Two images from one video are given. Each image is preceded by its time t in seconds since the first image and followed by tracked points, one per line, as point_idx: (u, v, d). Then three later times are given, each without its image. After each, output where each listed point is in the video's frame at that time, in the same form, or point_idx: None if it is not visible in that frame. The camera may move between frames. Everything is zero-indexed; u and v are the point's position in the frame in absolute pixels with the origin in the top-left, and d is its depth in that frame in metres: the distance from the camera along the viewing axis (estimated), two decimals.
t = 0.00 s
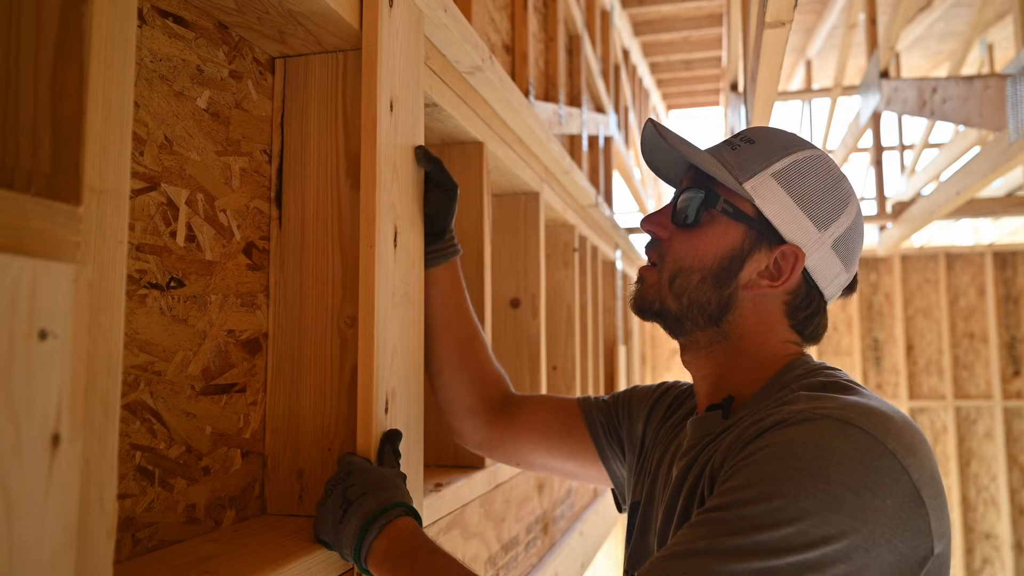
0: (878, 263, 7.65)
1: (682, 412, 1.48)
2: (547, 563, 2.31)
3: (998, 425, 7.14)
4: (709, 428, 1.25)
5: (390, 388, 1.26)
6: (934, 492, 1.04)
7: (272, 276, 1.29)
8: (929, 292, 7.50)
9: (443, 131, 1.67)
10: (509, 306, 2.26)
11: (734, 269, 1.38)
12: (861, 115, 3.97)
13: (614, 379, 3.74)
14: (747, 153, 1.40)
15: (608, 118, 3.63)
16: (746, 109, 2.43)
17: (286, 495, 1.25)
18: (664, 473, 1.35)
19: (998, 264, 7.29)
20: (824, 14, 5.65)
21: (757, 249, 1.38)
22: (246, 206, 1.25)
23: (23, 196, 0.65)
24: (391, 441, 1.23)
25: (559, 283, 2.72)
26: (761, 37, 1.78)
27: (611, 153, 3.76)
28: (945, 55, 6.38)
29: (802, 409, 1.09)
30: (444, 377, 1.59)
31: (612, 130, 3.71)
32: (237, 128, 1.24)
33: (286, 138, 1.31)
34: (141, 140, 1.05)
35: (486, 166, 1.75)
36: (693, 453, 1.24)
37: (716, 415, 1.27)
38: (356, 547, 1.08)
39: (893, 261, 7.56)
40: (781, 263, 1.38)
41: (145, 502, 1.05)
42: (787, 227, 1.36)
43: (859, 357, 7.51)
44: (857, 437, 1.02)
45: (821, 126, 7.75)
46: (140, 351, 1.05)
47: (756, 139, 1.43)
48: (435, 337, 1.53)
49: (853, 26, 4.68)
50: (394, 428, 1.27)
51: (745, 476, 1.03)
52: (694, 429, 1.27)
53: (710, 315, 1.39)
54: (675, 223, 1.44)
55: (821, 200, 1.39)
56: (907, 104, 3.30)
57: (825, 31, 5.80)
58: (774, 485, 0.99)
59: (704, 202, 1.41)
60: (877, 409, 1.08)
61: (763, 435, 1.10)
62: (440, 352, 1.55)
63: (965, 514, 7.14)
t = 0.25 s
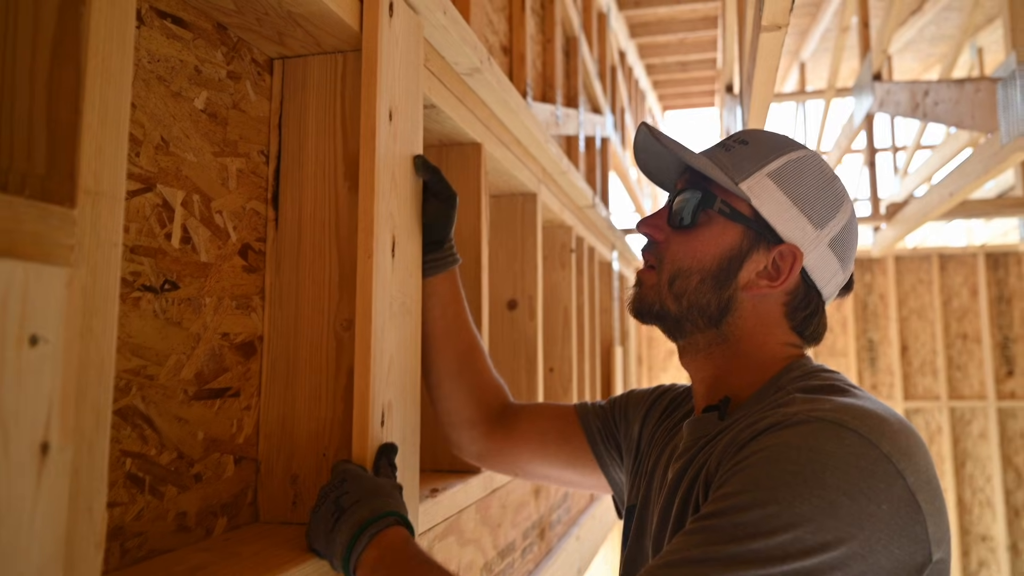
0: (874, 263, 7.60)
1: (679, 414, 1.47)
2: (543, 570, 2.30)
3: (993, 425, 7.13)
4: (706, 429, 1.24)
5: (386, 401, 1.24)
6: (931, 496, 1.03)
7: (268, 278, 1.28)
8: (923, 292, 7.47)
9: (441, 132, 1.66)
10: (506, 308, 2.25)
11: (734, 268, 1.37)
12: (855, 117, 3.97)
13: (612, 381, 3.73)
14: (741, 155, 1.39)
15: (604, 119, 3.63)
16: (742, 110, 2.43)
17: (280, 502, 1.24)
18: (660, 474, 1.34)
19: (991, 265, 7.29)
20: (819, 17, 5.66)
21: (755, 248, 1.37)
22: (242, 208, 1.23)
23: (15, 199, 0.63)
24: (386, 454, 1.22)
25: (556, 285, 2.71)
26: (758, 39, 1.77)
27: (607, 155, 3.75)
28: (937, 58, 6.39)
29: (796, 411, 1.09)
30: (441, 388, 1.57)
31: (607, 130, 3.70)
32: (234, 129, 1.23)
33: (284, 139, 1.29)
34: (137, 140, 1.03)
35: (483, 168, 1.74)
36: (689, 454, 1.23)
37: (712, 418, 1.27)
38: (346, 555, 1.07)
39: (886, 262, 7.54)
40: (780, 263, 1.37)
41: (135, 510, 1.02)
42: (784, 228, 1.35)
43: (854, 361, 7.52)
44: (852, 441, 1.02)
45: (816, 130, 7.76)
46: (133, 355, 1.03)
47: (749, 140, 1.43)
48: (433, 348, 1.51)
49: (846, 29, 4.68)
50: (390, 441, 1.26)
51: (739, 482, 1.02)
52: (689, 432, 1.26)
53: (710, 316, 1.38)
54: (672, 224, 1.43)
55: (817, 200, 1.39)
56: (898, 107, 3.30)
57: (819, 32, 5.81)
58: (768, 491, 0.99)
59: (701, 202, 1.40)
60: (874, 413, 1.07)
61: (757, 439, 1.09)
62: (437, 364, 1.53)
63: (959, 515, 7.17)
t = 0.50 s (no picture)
0: (858, 271, 7.68)
1: (670, 419, 1.48)
2: None
3: (977, 431, 7.19)
4: (698, 433, 1.25)
5: (377, 406, 1.24)
6: (926, 502, 1.02)
7: (258, 281, 1.28)
8: (908, 298, 7.56)
9: (432, 136, 1.67)
10: (495, 313, 2.26)
11: (725, 271, 1.38)
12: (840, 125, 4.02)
13: (601, 387, 3.73)
14: (731, 158, 1.41)
15: (592, 126, 3.65)
16: (730, 117, 2.45)
17: (270, 506, 1.23)
18: (653, 480, 1.34)
19: (974, 272, 7.39)
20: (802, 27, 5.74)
21: (746, 250, 1.38)
22: (232, 210, 1.23)
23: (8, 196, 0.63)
24: (378, 460, 1.22)
25: (546, 290, 2.72)
26: (746, 47, 1.80)
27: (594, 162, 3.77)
28: (919, 68, 6.49)
29: (789, 416, 1.07)
30: (433, 395, 1.57)
31: (595, 137, 3.73)
32: (225, 131, 1.23)
33: (275, 142, 1.29)
34: (128, 141, 1.03)
35: (473, 173, 1.75)
36: (682, 460, 1.23)
37: (705, 423, 1.27)
38: (335, 559, 1.06)
39: (871, 270, 7.63)
40: (771, 265, 1.38)
41: (124, 514, 1.02)
42: (774, 230, 1.37)
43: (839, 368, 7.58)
44: (847, 447, 1.00)
45: (800, 138, 7.85)
46: (123, 357, 1.02)
47: (738, 143, 1.44)
48: (424, 354, 1.51)
49: (830, 38, 4.75)
50: (381, 447, 1.26)
51: (733, 488, 1.01)
52: (682, 438, 1.27)
53: (701, 318, 1.39)
54: (663, 227, 1.44)
55: (806, 202, 1.41)
56: (882, 115, 3.35)
57: (803, 41, 5.88)
58: (763, 498, 0.98)
59: (691, 205, 1.41)
60: (867, 418, 1.06)
61: (751, 444, 1.08)
62: (428, 371, 1.53)
63: (947, 520, 7.09)
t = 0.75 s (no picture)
0: (851, 284, 7.73)
1: (669, 428, 1.48)
2: None
3: (970, 446, 7.20)
4: (699, 443, 1.25)
5: (379, 413, 1.24)
6: (929, 512, 1.02)
7: (259, 285, 1.27)
8: (901, 312, 7.61)
9: (433, 143, 1.67)
10: (493, 322, 2.26)
11: (724, 279, 1.39)
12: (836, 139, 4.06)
13: (596, 398, 3.73)
14: (730, 166, 1.42)
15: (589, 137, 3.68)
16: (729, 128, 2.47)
17: (268, 512, 1.22)
18: (653, 490, 1.34)
19: (966, 287, 7.45)
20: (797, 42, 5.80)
21: (746, 258, 1.39)
22: (235, 214, 1.23)
23: (20, 193, 0.63)
24: (379, 468, 1.21)
25: (543, 299, 2.72)
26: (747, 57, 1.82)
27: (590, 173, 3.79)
28: (912, 83, 6.56)
29: (792, 426, 1.07)
30: (432, 404, 1.56)
31: (592, 148, 3.75)
32: (229, 135, 1.23)
33: (278, 147, 1.29)
34: (134, 143, 1.03)
35: (474, 180, 1.76)
36: (683, 470, 1.23)
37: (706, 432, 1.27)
38: (335, 566, 1.05)
39: (865, 284, 7.69)
40: (771, 273, 1.39)
41: (123, 517, 1.01)
42: (775, 238, 1.38)
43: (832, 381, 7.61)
44: (850, 457, 1.00)
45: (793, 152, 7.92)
46: (125, 359, 1.02)
47: (738, 152, 1.45)
48: (424, 362, 1.51)
49: (825, 53, 4.80)
50: (382, 456, 1.25)
51: (735, 498, 1.01)
52: (682, 448, 1.27)
53: (700, 326, 1.40)
54: (662, 235, 1.45)
55: (807, 211, 1.42)
56: (878, 128, 3.39)
57: (798, 55, 5.94)
58: (768, 508, 0.97)
59: (690, 214, 1.42)
60: (871, 429, 1.06)
61: (754, 454, 1.08)
62: (428, 382, 1.53)
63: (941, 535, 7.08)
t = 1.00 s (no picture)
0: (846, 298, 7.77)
1: (670, 435, 1.47)
2: None
3: (964, 460, 7.20)
4: (703, 451, 1.24)
5: (379, 422, 1.22)
6: (937, 519, 1.02)
7: (259, 292, 1.26)
8: (895, 326, 7.64)
9: (432, 153, 1.67)
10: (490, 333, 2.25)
11: (727, 285, 1.39)
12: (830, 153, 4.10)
13: (592, 411, 3.71)
14: (731, 172, 1.43)
15: (585, 151, 3.69)
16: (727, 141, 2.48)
17: (266, 522, 1.20)
18: (655, 498, 1.33)
19: (960, 301, 7.49)
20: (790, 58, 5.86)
21: (749, 264, 1.39)
22: (236, 221, 1.23)
23: (23, 192, 0.62)
24: (381, 477, 1.20)
25: (540, 311, 2.72)
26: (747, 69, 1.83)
27: (586, 186, 3.80)
28: (905, 98, 6.63)
29: (799, 433, 1.07)
30: (432, 411, 1.54)
31: (588, 162, 3.77)
32: (230, 142, 1.23)
33: (279, 154, 1.29)
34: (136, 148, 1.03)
35: (473, 190, 1.76)
36: (686, 478, 1.23)
37: (710, 440, 1.26)
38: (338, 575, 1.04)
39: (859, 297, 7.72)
40: (773, 279, 1.39)
41: (121, 526, 1.00)
42: (777, 244, 1.38)
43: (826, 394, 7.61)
44: (858, 464, 1.00)
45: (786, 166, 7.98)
46: (124, 365, 1.01)
47: (739, 158, 1.46)
48: (426, 368, 1.50)
49: (819, 68, 4.85)
50: (383, 465, 1.24)
51: (741, 506, 1.00)
52: (684, 455, 1.27)
53: (702, 332, 1.40)
54: (664, 242, 1.45)
55: (809, 217, 1.43)
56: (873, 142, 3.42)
57: (792, 71, 6.00)
58: (776, 516, 0.97)
59: (692, 219, 1.42)
60: (878, 435, 1.05)
61: (760, 461, 1.07)
62: (430, 388, 1.52)
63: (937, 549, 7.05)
